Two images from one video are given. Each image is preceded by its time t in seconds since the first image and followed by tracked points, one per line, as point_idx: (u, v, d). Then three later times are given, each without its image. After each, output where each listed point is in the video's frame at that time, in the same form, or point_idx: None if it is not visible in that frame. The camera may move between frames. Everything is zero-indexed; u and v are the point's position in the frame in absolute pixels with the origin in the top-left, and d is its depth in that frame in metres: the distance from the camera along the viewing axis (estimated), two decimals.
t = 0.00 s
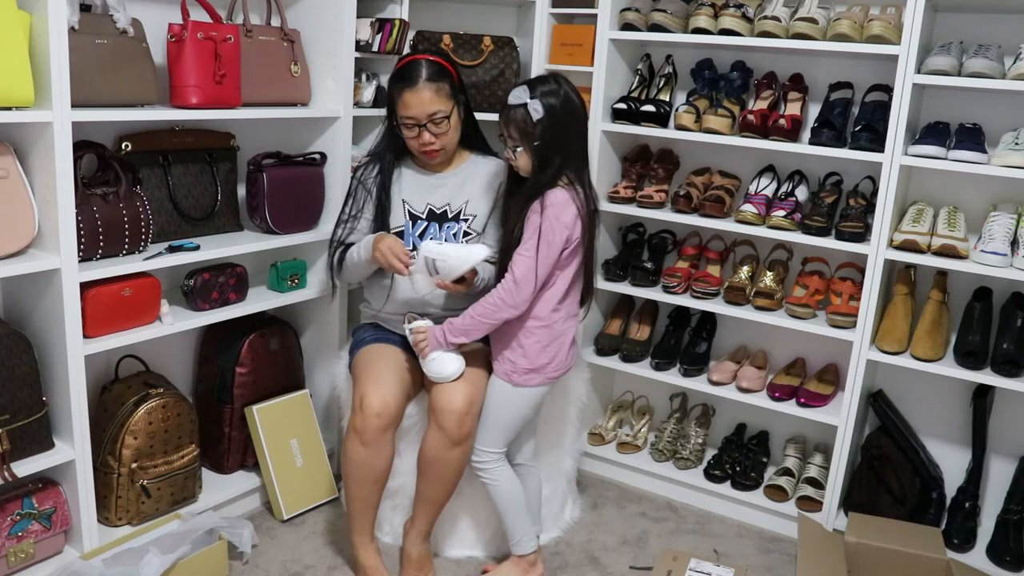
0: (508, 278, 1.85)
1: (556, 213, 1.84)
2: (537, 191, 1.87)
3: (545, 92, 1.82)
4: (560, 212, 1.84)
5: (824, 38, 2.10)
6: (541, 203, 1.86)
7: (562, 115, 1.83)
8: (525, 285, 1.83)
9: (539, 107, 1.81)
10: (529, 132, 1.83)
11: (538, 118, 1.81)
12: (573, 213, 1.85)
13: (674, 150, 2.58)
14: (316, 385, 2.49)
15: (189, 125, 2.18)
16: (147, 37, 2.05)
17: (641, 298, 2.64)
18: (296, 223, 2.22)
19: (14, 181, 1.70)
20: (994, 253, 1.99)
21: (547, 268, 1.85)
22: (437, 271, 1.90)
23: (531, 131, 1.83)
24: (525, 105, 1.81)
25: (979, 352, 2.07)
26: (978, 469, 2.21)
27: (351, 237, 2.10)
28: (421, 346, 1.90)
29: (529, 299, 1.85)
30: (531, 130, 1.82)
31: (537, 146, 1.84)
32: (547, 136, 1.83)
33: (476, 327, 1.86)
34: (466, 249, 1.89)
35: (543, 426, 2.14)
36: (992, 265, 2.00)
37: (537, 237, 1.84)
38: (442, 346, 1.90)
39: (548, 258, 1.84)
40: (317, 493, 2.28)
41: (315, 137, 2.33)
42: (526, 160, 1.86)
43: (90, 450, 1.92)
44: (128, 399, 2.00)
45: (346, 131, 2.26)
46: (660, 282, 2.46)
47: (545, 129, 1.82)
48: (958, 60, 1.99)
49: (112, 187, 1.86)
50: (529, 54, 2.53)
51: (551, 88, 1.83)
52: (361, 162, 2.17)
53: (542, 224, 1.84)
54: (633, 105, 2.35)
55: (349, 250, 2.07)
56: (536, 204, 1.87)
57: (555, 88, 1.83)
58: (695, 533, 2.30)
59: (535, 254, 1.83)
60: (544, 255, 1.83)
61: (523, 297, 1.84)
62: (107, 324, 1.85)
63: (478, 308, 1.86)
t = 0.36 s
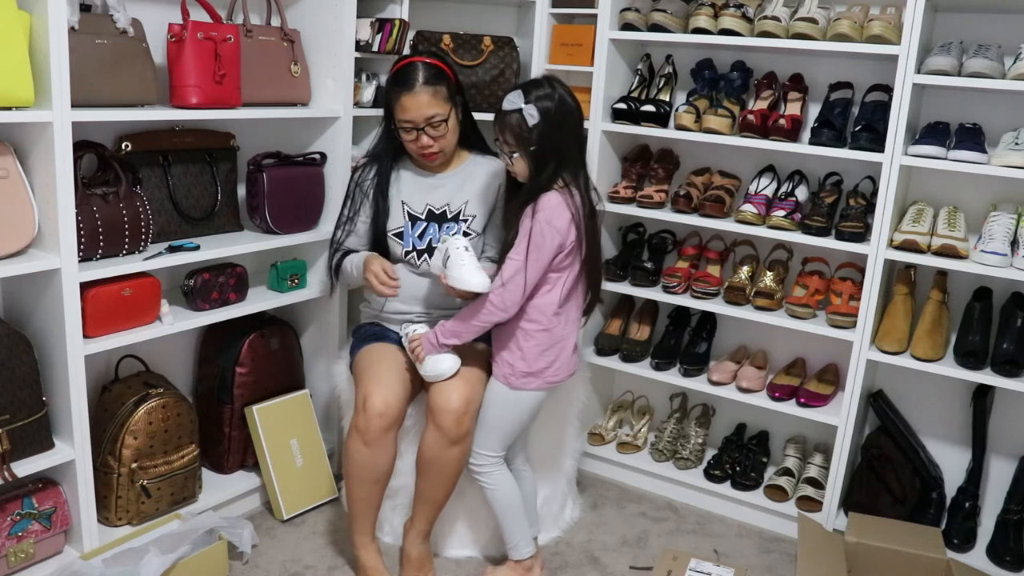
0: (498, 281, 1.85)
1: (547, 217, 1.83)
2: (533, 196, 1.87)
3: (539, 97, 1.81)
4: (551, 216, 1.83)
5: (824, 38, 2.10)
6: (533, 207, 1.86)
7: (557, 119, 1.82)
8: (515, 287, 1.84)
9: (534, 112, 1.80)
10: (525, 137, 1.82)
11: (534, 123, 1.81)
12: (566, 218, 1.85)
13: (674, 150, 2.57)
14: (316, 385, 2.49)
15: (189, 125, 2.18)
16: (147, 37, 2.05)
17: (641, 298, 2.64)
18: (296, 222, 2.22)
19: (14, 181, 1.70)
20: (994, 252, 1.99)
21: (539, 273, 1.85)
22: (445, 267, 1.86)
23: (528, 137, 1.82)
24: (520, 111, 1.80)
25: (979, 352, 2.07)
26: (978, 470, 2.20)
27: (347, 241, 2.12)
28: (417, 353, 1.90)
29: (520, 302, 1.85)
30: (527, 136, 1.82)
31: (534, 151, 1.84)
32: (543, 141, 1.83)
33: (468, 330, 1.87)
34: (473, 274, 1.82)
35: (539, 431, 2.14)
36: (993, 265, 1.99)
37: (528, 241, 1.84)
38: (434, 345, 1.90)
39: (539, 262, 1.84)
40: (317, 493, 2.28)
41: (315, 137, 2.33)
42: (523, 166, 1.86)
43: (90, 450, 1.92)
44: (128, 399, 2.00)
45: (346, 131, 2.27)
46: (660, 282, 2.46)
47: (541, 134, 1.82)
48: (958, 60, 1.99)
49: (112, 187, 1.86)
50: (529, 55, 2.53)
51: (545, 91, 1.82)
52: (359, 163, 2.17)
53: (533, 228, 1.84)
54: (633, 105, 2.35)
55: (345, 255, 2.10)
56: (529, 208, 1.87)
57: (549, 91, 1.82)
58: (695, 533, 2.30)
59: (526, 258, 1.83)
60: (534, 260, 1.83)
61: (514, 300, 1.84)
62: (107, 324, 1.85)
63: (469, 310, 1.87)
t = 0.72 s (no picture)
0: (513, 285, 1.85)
1: (558, 220, 1.84)
2: (537, 198, 1.87)
3: (536, 97, 1.80)
4: (562, 217, 1.84)
5: (824, 38, 2.10)
6: (543, 210, 1.85)
7: (555, 118, 1.81)
8: (530, 291, 1.84)
9: (531, 112, 1.79)
10: (524, 137, 1.81)
11: (531, 122, 1.79)
12: (577, 220, 1.86)
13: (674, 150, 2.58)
14: (316, 385, 2.49)
15: (189, 125, 2.18)
16: (147, 37, 2.05)
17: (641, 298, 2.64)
18: (296, 223, 2.22)
19: (14, 181, 1.70)
20: (994, 253, 1.99)
21: (552, 275, 1.86)
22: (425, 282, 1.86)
23: (526, 137, 1.81)
24: (518, 113, 1.79)
25: (979, 352, 2.07)
26: (978, 470, 2.20)
27: (352, 240, 2.10)
28: (430, 354, 1.88)
29: (536, 306, 1.85)
30: (526, 137, 1.81)
31: (533, 151, 1.82)
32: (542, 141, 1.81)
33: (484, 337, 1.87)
34: (456, 277, 1.84)
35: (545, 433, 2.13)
36: (992, 265, 2.00)
37: (541, 244, 1.84)
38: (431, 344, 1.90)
39: (552, 265, 1.84)
40: (317, 494, 2.28)
41: (315, 137, 2.33)
42: (523, 167, 1.85)
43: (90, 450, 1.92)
44: (128, 399, 2.00)
45: (346, 131, 2.27)
46: (660, 282, 2.46)
47: (539, 134, 1.81)
48: (958, 60, 1.99)
49: (112, 187, 1.86)
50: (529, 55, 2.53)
51: (541, 90, 1.81)
52: (358, 165, 2.17)
53: (546, 231, 1.84)
54: (633, 105, 2.35)
55: (356, 254, 2.06)
56: (539, 210, 1.87)
57: (545, 90, 1.81)
58: (695, 533, 2.30)
59: (540, 261, 1.84)
60: (548, 263, 1.84)
61: (530, 304, 1.84)
62: (107, 324, 1.85)
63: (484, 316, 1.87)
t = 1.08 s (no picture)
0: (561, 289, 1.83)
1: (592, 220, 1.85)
2: (551, 192, 1.82)
3: (537, 83, 1.80)
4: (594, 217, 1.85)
5: (824, 38, 2.10)
6: (574, 211, 1.84)
7: (557, 105, 1.80)
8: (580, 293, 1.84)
9: (531, 97, 1.78)
10: (523, 122, 1.79)
11: (531, 106, 1.78)
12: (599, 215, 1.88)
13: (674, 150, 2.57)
14: (316, 385, 2.49)
15: (189, 125, 2.18)
16: (147, 37, 2.05)
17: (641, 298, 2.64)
18: (297, 223, 2.22)
19: (14, 181, 1.70)
20: (994, 253, 1.99)
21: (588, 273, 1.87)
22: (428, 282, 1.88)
23: (526, 121, 1.79)
24: (517, 96, 1.79)
25: (979, 353, 2.07)
26: (978, 470, 2.20)
27: (350, 238, 2.10)
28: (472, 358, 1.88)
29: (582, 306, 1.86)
30: (526, 121, 1.79)
31: (534, 136, 1.80)
32: (544, 127, 1.79)
33: (537, 344, 1.84)
34: (449, 258, 1.85)
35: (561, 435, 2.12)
36: (993, 265, 2.00)
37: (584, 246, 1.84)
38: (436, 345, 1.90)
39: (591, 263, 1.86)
40: (317, 494, 2.28)
41: (315, 137, 2.33)
42: (523, 154, 1.82)
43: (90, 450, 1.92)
44: (128, 399, 2.00)
45: (346, 131, 2.27)
46: (660, 282, 2.46)
47: (539, 119, 1.79)
48: (958, 60, 1.99)
49: (112, 187, 1.86)
50: (529, 55, 2.53)
51: (542, 79, 1.81)
52: (361, 163, 2.17)
53: (583, 231, 1.84)
54: (633, 105, 2.35)
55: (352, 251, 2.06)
56: (566, 210, 1.84)
57: (547, 79, 1.81)
58: (695, 533, 2.30)
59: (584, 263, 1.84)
60: (588, 262, 1.85)
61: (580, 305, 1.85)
62: (107, 324, 1.84)
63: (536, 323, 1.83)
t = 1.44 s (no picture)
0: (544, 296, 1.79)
1: (572, 223, 1.80)
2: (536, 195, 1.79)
3: (522, 84, 1.78)
4: (575, 220, 1.80)
5: (824, 38, 2.10)
6: (553, 216, 1.80)
7: (544, 106, 1.76)
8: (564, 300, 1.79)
9: (514, 98, 1.76)
10: (508, 122, 1.78)
11: (513, 107, 1.76)
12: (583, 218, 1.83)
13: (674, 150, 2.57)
14: (315, 385, 2.49)
15: (189, 125, 2.18)
16: (147, 37, 2.05)
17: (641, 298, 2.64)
18: (296, 223, 2.22)
19: (14, 181, 1.70)
20: (994, 253, 1.99)
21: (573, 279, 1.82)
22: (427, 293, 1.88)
23: (512, 122, 1.77)
24: (501, 97, 1.78)
25: (979, 353, 2.07)
26: (978, 470, 2.20)
27: (352, 237, 2.09)
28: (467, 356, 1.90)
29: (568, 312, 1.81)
30: (510, 122, 1.77)
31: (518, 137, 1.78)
32: (530, 128, 1.76)
33: (525, 354, 1.81)
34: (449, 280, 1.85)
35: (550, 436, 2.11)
36: (993, 265, 2.00)
37: (564, 250, 1.79)
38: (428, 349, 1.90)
39: (574, 268, 1.81)
40: (317, 494, 2.28)
41: (315, 137, 2.33)
42: (508, 155, 1.80)
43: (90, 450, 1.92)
44: (128, 399, 2.00)
45: (346, 131, 2.27)
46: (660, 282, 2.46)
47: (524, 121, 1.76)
48: (958, 60, 1.99)
49: (112, 187, 1.86)
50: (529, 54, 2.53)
51: (528, 80, 1.78)
52: (363, 160, 2.16)
53: (563, 237, 1.80)
54: (633, 105, 2.35)
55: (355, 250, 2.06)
56: (545, 215, 1.81)
57: (533, 81, 1.77)
58: (695, 533, 2.30)
59: (566, 268, 1.79)
60: (571, 268, 1.80)
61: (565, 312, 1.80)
62: (106, 324, 1.84)
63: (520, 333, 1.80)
